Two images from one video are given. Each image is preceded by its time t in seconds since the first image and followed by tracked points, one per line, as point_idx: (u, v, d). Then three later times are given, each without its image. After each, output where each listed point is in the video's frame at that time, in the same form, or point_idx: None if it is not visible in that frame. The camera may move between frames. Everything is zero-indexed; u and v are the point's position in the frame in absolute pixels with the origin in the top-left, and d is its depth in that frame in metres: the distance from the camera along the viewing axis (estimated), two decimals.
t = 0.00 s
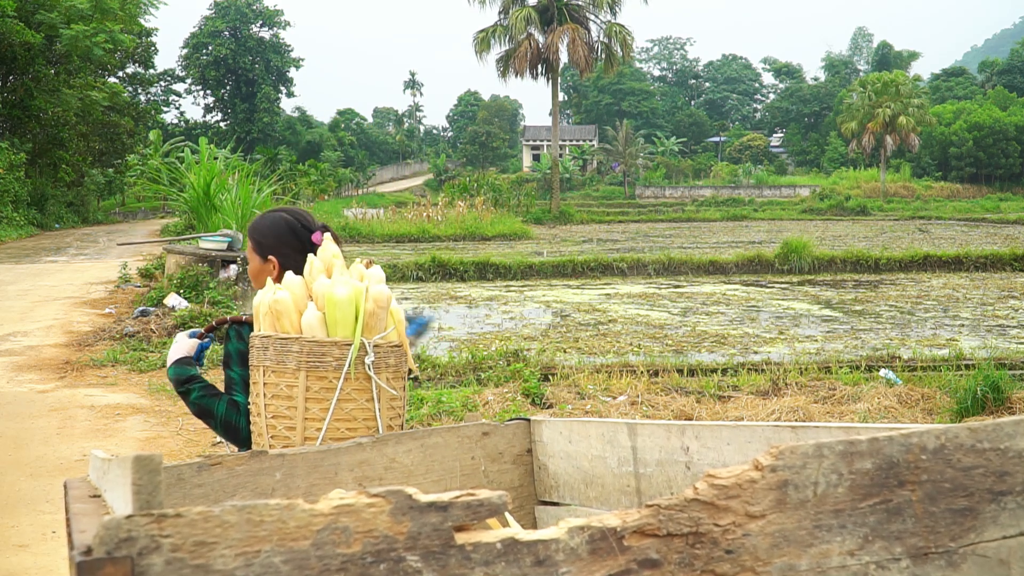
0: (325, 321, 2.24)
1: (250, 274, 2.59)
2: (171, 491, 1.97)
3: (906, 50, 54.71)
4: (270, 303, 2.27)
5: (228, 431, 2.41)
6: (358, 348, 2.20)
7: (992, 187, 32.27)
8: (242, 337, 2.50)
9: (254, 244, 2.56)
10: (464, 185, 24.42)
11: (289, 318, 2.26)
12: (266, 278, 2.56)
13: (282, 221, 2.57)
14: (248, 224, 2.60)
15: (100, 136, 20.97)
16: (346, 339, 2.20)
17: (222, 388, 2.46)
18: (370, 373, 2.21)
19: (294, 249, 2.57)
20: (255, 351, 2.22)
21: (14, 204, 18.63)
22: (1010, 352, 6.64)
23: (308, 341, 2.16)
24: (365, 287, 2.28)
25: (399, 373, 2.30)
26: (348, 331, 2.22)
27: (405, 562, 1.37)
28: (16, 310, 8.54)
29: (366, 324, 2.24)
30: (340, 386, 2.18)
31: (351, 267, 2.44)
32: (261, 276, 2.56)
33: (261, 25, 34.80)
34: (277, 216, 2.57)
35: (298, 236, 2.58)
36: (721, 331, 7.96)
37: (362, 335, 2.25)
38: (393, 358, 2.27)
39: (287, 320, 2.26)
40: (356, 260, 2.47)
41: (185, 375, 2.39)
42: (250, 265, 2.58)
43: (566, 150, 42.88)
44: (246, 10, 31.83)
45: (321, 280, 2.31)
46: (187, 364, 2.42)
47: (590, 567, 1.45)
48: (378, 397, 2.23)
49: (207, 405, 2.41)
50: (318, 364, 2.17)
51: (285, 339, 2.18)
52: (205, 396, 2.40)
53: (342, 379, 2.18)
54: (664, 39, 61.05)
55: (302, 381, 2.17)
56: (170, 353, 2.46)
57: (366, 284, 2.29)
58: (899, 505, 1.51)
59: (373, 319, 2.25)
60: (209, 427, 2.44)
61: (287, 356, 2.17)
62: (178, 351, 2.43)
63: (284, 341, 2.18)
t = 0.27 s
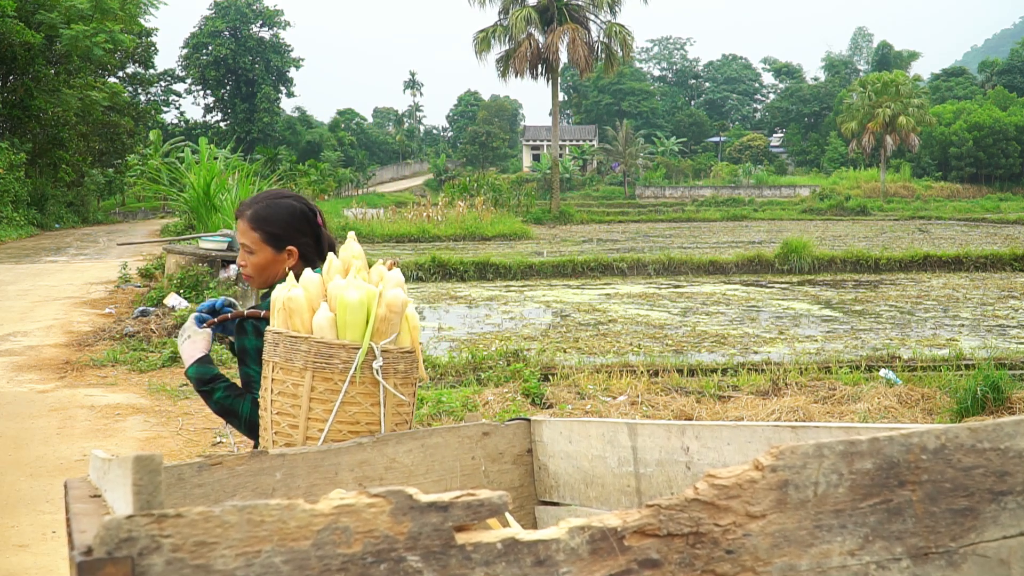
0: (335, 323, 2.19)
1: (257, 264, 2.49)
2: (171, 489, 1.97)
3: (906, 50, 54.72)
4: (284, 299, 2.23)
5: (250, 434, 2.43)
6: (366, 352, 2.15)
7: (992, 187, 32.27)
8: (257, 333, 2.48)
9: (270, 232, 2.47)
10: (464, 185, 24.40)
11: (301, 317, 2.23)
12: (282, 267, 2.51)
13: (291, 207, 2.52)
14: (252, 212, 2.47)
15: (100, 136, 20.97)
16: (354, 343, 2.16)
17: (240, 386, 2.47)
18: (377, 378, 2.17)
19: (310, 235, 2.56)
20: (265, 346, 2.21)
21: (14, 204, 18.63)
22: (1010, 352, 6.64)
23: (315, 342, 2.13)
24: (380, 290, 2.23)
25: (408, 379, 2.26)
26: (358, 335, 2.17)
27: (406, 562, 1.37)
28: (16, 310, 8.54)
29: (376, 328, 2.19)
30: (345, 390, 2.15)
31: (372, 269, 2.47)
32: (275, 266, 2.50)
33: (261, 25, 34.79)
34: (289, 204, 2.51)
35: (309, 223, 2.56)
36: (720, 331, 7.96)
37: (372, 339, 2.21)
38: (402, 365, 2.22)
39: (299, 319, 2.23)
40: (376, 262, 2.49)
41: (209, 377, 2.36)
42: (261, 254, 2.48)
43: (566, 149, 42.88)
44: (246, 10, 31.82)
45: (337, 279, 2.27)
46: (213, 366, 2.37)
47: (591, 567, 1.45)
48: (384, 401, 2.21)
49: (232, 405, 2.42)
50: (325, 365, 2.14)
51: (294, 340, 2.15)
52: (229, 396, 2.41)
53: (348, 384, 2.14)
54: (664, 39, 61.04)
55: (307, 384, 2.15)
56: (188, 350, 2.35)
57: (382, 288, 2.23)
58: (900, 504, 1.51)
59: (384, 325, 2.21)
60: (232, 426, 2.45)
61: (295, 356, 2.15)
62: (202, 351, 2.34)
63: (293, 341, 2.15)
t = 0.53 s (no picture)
0: (332, 324, 2.20)
1: (247, 265, 2.50)
2: (170, 491, 1.97)
3: (906, 50, 54.72)
4: (281, 300, 2.24)
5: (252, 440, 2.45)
6: (364, 353, 2.15)
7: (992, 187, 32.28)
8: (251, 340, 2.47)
9: (260, 235, 2.46)
10: (464, 185, 24.39)
11: (299, 319, 2.24)
12: (272, 267, 2.52)
13: (279, 207, 2.50)
14: (240, 214, 2.44)
15: (100, 136, 20.97)
16: (353, 343, 2.16)
17: (240, 394, 2.49)
18: (376, 379, 2.17)
19: (301, 234, 2.56)
20: (265, 347, 2.22)
21: (14, 204, 18.63)
22: (1010, 352, 6.64)
23: (314, 343, 2.14)
24: (377, 290, 2.24)
25: (407, 380, 2.26)
26: (356, 335, 2.18)
27: (405, 562, 1.37)
28: (16, 310, 8.54)
29: (374, 329, 2.20)
30: (344, 390, 2.15)
31: (369, 267, 2.48)
32: (265, 267, 2.51)
33: (261, 25, 34.79)
34: (279, 203, 2.49)
35: (300, 222, 2.55)
36: (721, 330, 7.96)
37: (371, 339, 2.21)
38: (401, 365, 2.22)
39: (297, 321, 2.24)
40: (374, 261, 2.50)
41: (207, 388, 2.37)
42: (250, 256, 2.48)
43: (566, 149, 42.89)
44: (246, 10, 31.81)
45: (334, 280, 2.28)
46: (214, 374, 2.38)
47: (590, 567, 1.45)
48: (383, 402, 2.21)
49: (235, 414, 2.44)
50: (323, 366, 2.14)
51: (293, 340, 2.15)
52: (232, 404, 2.44)
53: (347, 384, 2.15)
54: (664, 39, 61.05)
55: (306, 385, 2.15)
56: (187, 360, 2.35)
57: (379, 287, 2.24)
58: (899, 504, 1.51)
59: (383, 324, 2.22)
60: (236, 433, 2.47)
61: (294, 357, 2.15)
62: (202, 359, 2.36)
63: (292, 341, 2.16)
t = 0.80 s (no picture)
0: (336, 323, 2.19)
1: (246, 270, 2.50)
2: (170, 490, 1.97)
3: (906, 50, 54.71)
4: (286, 298, 2.23)
5: (257, 446, 2.51)
6: (366, 353, 2.15)
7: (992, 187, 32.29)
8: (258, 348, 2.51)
9: (260, 241, 2.46)
10: (464, 185, 24.39)
11: (303, 317, 2.23)
12: (271, 271, 2.53)
13: (277, 211, 2.50)
14: (240, 221, 2.43)
15: (100, 136, 20.98)
16: (355, 343, 2.15)
17: (248, 398, 2.52)
18: (378, 379, 2.18)
19: (296, 235, 2.57)
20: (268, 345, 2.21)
21: (14, 205, 18.63)
22: (1010, 352, 6.64)
23: (316, 343, 2.14)
24: (382, 291, 2.22)
25: (408, 381, 2.26)
26: (359, 335, 2.17)
27: (404, 563, 1.37)
28: (16, 310, 8.54)
29: (377, 329, 2.19)
30: (346, 390, 2.15)
31: (376, 269, 2.47)
32: (265, 270, 2.52)
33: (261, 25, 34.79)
34: (277, 207, 2.49)
35: (296, 225, 2.56)
36: (720, 330, 7.96)
37: (374, 339, 2.20)
38: (404, 366, 2.22)
39: (301, 318, 2.23)
40: (380, 262, 2.49)
41: (222, 394, 2.40)
42: (251, 261, 2.49)
43: (566, 149, 42.90)
44: (246, 10, 31.80)
45: (340, 280, 2.27)
46: (225, 378, 2.40)
47: (590, 567, 1.45)
48: (384, 402, 2.21)
49: (245, 419, 2.48)
50: (325, 365, 2.14)
51: (296, 339, 2.15)
52: (242, 409, 2.47)
53: (348, 384, 2.15)
54: (665, 39, 61.07)
55: (308, 383, 2.14)
56: (200, 363, 2.34)
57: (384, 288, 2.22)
58: (898, 504, 1.51)
59: (385, 325, 2.20)
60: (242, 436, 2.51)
61: (296, 356, 2.15)
62: (216, 363, 2.36)
63: (295, 341, 2.15)
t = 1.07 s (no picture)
0: (337, 323, 2.20)
1: (242, 279, 2.49)
2: (171, 490, 1.97)
3: (906, 50, 54.71)
4: (287, 298, 2.25)
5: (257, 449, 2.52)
6: (367, 353, 2.15)
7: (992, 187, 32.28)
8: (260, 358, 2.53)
9: (258, 248, 2.46)
10: (464, 185, 24.38)
11: (304, 316, 2.24)
12: (267, 279, 2.53)
13: (271, 218, 2.50)
14: (236, 229, 2.43)
15: (100, 136, 20.98)
16: (356, 343, 2.16)
17: (250, 404, 2.52)
18: (378, 380, 2.17)
19: (290, 243, 2.58)
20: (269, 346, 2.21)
21: (14, 205, 18.63)
22: (1010, 352, 6.64)
23: (316, 342, 2.14)
24: (384, 291, 2.23)
25: (409, 381, 2.26)
26: (359, 335, 2.17)
27: (405, 563, 1.37)
28: (16, 310, 8.54)
29: (377, 329, 2.20)
30: (346, 390, 2.15)
31: (378, 269, 2.47)
32: (261, 278, 2.51)
33: (261, 25, 34.80)
34: (271, 214, 2.50)
35: (289, 232, 2.56)
36: (720, 330, 7.95)
37: (374, 339, 2.21)
38: (404, 367, 2.22)
39: (302, 318, 2.24)
40: (383, 262, 2.49)
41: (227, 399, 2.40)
42: (247, 269, 2.48)
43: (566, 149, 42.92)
44: (246, 10, 31.78)
45: (341, 279, 2.28)
46: (230, 384, 2.39)
47: (590, 567, 1.45)
48: (385, 402, 2.21)
49: (247, 423, 2.48)
50: (325, 365, 2.14)
51: (296, 340, 2.15)
52: (244, 414, 2.47)
53: (348, 383, 2.15)
54: (664, 39, 61.09)
55: (308, 383, 2.15)
56: (203, 368, 2.33)
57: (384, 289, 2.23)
58: (899, 504, 1.51)
59: (386, 325, 2.21)
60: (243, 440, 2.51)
61: (297, 356, 2.15)
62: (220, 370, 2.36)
63: (296, 341, 2.15)
